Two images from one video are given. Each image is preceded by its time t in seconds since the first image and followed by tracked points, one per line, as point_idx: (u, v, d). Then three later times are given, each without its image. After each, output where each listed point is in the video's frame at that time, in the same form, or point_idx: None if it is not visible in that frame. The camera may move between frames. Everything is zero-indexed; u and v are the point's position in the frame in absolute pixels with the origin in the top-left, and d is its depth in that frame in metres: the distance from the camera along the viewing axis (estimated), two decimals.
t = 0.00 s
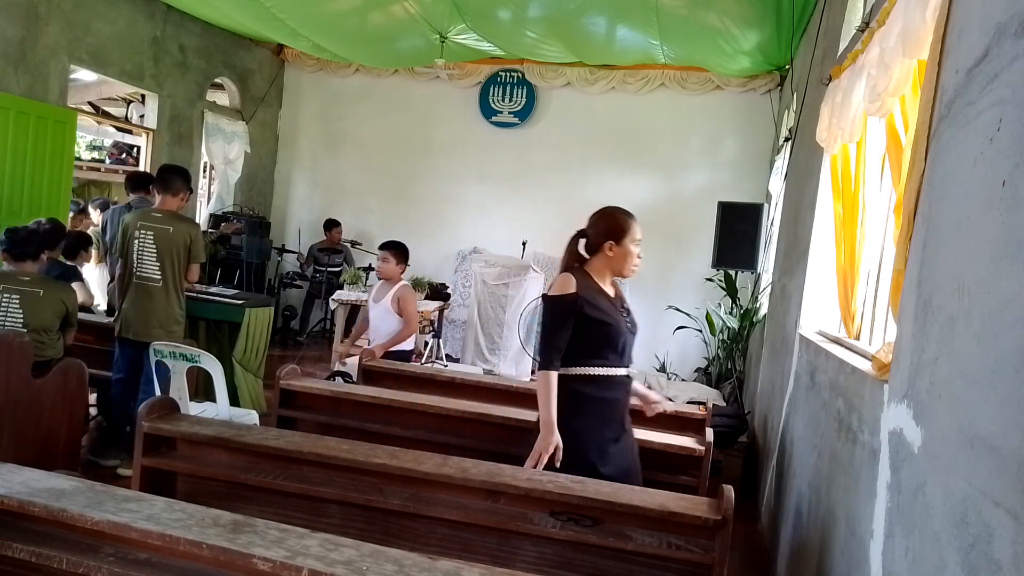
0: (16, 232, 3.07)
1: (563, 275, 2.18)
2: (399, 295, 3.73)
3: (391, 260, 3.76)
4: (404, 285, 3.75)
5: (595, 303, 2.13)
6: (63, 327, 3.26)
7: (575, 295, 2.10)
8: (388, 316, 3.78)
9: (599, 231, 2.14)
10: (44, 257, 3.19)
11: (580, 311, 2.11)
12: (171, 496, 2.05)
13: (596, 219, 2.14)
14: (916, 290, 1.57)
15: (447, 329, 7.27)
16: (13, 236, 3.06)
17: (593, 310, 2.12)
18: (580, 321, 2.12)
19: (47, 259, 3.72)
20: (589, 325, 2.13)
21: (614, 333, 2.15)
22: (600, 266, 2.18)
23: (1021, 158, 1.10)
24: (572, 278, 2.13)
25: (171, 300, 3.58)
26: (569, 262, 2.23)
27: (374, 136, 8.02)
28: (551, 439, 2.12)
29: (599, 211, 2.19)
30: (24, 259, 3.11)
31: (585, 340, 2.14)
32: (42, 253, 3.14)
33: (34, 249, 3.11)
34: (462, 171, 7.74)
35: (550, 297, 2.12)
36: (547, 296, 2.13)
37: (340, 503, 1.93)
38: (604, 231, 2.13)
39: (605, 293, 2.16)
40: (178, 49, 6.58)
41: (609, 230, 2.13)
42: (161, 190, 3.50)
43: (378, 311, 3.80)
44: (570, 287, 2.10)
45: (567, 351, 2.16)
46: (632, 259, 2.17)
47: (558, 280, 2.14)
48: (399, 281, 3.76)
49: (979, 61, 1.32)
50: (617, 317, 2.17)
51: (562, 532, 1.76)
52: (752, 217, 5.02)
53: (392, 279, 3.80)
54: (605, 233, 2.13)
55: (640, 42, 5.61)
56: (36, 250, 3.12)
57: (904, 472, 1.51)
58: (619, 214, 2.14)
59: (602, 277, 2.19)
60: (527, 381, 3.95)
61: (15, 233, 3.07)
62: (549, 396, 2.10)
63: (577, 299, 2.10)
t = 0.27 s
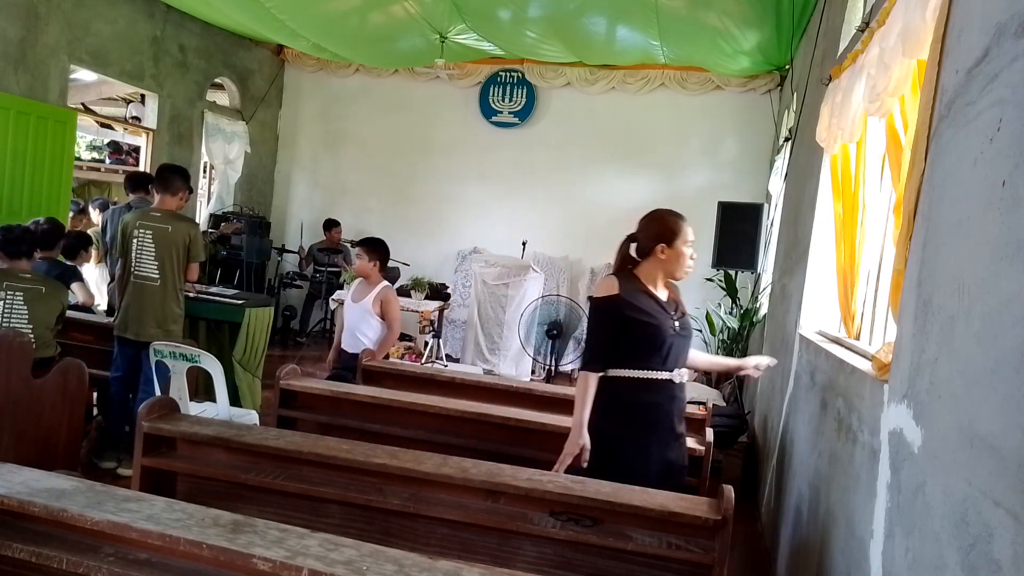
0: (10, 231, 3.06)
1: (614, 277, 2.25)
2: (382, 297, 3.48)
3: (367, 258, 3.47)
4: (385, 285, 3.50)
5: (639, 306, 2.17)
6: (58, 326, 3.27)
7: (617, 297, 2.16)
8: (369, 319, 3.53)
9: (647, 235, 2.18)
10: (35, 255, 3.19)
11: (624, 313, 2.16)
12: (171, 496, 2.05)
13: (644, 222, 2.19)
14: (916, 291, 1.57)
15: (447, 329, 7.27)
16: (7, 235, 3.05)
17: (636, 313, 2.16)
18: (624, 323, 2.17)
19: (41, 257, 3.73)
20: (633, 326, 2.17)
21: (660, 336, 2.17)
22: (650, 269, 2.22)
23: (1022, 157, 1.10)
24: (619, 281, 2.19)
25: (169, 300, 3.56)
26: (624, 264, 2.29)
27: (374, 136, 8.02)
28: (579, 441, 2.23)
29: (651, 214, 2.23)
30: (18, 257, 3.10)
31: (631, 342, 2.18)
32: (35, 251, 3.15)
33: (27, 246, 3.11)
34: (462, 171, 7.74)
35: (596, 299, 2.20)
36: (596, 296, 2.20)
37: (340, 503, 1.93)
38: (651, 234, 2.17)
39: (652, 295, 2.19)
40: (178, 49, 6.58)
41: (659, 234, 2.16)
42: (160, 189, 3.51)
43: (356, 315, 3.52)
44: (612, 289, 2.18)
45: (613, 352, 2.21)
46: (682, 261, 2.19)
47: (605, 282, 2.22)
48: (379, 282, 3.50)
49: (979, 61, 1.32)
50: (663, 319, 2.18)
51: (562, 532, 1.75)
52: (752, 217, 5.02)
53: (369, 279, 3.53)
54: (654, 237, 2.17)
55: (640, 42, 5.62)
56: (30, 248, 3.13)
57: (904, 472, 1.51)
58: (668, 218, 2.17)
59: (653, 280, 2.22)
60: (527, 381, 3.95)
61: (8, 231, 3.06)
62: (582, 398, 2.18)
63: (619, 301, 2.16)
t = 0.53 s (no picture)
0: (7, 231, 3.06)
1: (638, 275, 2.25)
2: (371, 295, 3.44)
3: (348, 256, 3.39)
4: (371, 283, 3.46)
5: (661, 305, 2.15)
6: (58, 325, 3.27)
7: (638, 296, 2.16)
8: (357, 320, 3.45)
9: (672, 234, 2.17)
10: (33, 255, 3.18)
11: (643, 311, 2.16)
12: (171, 496, 2.05)
13: (670, 222, 2.18)
14: (916, 291, 1.57)
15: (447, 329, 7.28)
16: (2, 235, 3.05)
17: (657, 312, 2.15)
18: (645, 321, 2.16)
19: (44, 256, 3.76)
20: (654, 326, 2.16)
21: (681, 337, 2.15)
22: (675, 270, 2.20)
23: (1022, 157, 1.10)
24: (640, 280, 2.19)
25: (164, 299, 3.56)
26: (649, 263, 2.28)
27: (374, 136, 8.02)
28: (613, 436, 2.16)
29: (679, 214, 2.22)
30: (14, 258, 3.09)
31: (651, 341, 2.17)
32: (33, 251, 3.14)
33: (25, 247, 3.11)
34: (462, 171, 7.74)
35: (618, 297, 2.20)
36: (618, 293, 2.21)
37: (340, 503, 1.93)
38: (676, 234, 2.16)
39: (676, 296, 2.17)
40: (178, 49, 6.58)
41: (686, 234, 2.15)
42: (153, 189, 3.51)
43: (344, 316, 3.42)
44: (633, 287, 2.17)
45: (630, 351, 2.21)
46: (704, 262, 2.18)
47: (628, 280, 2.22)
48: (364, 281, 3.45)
49: (979, 61, 1.32)
50: (685, 319, 2.16)
51: (561, 532, 1.75)
52: (752, 217, 5.02)
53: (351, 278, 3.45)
54: (680, 236, 2.16)
55: (640, 42, 5.62)
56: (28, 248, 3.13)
57: (904, 472, 1.51)
58: (693, 218, 2.16)
59: (678, 280, 2.21)
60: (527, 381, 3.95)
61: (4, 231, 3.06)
62: (605, 397, 2.14)
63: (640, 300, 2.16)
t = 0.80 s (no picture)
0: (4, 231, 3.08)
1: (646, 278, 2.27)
2: (354, 296, 3.42)
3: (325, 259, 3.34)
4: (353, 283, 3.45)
5: (664, 310, 2.17)
6: (58, 325, 3.27)
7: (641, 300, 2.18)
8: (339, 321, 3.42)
9: (681, 239, 2.18)
10: (33, 254, 3.19)
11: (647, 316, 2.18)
12: (171, 496, 2.05)
13: (679, 225, 2.19)
14: (916, 291, 1.57)
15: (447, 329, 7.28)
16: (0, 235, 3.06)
17: (660, 317, 2.16)
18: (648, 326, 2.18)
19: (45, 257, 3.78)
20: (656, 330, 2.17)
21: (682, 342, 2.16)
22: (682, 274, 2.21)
23: (1022, 157, 1.10)
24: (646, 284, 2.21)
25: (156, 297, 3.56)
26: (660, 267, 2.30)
27: (374, 136, 8.02)
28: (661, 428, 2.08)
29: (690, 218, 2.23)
30: (12, 257, 3.09)
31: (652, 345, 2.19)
32: (32, 251, 3.15)
33: (24, 247, 3.12)
34: (462, 171, 7.74)
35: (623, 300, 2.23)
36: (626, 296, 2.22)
37: (340, 503, 1.93)
38: (684, 238, 2.17)
39: (682, 302, 2.19)
40: (178, 49, 6.58)
41: (696, 240, 2.15)
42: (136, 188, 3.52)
43: (325, 317, 3.38)
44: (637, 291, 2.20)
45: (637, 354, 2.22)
46: (713, 267, 2.16)
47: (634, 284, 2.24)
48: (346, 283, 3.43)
49: (979, 61, 1.32)
50: (689, 326, 2.17)
51: (561, 532, 1.75)
52: (752, 217, 5.02)
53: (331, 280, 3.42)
54: (689, 241, 2.17)
55: (640, 42, 5.62)
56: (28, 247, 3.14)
57: (904, 472, 1.51)
58: (704, 223, 2.16)
59: (686, 285, 2.21)
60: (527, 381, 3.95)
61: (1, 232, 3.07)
62: (631, 395, 2.12)
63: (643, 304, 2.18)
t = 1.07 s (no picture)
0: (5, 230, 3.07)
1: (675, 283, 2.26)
2: (337, 300, 3.12)
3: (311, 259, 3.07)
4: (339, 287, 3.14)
5: (695, 317, 2.16)
6: (58, 325, 3.27)
7: (672, 307, 2.16)
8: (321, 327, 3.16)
9: (713, 245, 2.15)
10: (33, 254, 3.18)
11: (677, 323, 2.16)
12: (172, 496, 2.06)
13: (710, 232, 2.17)
14: (916, 291, 1.57)
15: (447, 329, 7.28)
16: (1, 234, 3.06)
17: (690, 323, 2.16)
18: (678, 332, 2.17)
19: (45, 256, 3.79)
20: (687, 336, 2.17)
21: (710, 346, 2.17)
22: (713, 280, 2.20)
23: (1022, 157, 1.10)
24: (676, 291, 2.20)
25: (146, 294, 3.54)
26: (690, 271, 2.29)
27: (374, 136, 8.02)
28: (714, 415, 2.08)
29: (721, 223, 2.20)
30: (12, 257, 3.09)
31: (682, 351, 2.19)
32: (32, 250, 3.14)
33: (24, 246, 3.11)
34: (462, 171, 7.74)
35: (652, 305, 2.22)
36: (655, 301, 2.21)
37: (340, 503, 1.93)
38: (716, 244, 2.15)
39: (713, 309, 2.18)
40: (178, 49, 6.58)
41: (727, 247, 2.13)
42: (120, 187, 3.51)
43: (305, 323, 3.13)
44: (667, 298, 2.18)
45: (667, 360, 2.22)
46: (744, 273, 2.16)
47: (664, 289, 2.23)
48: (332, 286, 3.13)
49: (979, 61, 1.32)
50: (719, 332, 2.18)
51: (562, 532, 1.75)
52: (752, 217, 5.02)
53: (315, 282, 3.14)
54: (720, 248, 2.14)
55: (640, 42, 5.62)
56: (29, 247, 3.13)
57: (904, 471, 1.51)
58: (737, 228, 2.14)
59: (716, 292, 2.21)
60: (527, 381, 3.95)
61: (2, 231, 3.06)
62: (672, 391, 2.11)
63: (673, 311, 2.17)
